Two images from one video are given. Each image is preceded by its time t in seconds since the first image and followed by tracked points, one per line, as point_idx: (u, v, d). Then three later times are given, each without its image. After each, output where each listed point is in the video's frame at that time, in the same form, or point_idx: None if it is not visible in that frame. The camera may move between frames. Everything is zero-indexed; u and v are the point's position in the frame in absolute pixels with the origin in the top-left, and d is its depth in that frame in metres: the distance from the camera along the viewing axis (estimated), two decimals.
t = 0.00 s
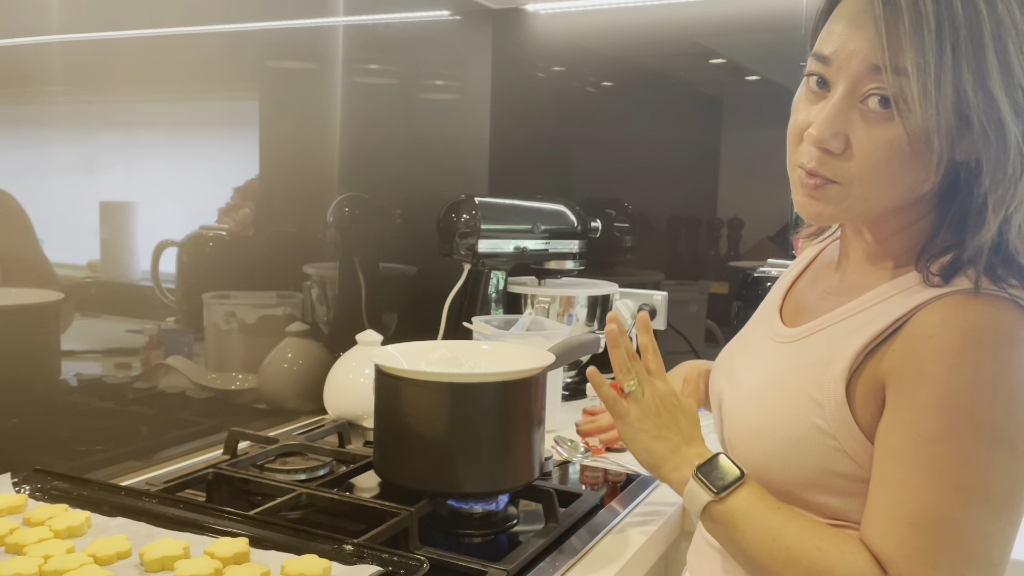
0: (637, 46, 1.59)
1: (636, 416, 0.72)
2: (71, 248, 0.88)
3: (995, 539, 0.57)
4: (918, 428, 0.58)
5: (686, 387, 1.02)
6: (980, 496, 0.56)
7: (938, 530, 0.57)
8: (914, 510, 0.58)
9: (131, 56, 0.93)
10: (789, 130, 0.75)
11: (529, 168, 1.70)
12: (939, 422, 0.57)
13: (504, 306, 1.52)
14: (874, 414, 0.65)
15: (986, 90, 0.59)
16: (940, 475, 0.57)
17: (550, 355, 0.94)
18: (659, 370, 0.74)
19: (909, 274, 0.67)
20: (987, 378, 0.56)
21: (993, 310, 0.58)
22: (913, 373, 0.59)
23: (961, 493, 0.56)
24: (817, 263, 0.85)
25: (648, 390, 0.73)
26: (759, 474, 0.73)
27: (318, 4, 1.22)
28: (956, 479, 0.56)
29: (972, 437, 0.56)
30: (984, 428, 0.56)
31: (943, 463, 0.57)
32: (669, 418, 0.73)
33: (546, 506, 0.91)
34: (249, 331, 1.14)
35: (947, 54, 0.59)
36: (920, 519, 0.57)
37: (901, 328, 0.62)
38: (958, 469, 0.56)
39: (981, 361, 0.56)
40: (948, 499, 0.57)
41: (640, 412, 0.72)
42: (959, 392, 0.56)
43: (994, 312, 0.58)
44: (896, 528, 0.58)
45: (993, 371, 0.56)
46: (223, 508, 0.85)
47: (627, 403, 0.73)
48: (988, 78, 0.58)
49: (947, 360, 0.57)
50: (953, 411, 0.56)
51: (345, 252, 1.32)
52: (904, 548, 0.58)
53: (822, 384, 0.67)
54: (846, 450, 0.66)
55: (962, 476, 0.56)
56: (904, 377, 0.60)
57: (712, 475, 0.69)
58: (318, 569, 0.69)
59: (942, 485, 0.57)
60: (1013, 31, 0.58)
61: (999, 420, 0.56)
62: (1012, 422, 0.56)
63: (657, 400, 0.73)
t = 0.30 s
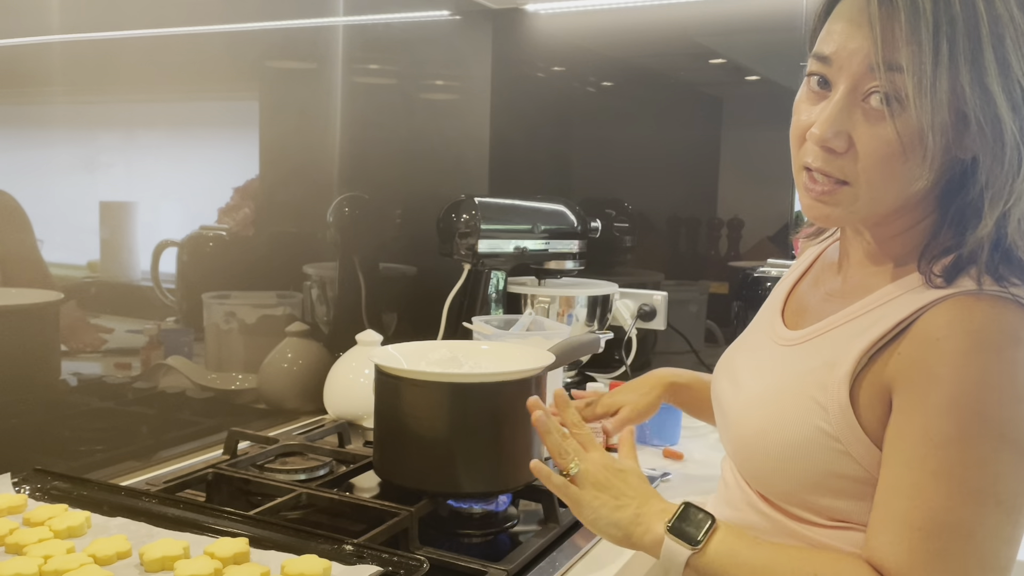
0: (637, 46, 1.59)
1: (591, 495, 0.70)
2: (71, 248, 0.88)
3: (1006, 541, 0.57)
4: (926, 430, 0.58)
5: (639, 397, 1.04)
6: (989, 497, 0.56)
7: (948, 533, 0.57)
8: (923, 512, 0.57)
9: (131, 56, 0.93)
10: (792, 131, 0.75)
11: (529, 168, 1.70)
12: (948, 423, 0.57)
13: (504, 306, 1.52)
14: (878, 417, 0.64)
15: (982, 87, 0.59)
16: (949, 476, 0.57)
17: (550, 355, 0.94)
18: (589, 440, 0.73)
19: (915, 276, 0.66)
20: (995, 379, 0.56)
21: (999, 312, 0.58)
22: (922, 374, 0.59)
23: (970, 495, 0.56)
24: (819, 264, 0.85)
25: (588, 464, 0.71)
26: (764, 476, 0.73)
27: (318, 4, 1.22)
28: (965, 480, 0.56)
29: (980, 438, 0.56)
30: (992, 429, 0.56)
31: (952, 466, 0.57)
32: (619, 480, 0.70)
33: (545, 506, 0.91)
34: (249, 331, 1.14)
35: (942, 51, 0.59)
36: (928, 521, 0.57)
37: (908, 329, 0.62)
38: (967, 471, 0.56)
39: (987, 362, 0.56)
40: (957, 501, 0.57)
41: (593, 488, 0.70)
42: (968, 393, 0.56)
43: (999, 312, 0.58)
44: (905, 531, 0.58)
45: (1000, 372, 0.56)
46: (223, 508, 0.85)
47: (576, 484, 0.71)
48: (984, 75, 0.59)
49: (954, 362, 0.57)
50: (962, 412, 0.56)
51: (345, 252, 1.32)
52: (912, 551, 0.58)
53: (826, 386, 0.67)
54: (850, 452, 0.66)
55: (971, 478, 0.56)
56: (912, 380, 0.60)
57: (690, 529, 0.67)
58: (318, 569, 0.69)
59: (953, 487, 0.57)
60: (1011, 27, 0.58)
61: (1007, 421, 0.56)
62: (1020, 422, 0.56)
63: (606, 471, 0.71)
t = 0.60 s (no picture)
0: (637, 46, 1.59)
1: (608, 413, 0.68)
2: (70, 248, 0.88)
3: (986, 542, 0.57)
4: (915, 426, 0.58)
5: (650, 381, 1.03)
6: (974, 495, 0.56)
7: (931, 528, 0.57)
8: (907, 506, 0.57)
9: (132, 56, 0.93)
10: (798, 127, 0.75)
11: (529, 168, 1.70)
12: (938, 420, 0.57)
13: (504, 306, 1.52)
14: (872, 414, 0.64)
15: (992, 86, 0.59)
16: (934, 472, 0.57)
17: (549, 355, 0.94)
18: (617, 357, 0.70)
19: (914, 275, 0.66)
20: (988, 379, 0.56)
21: (994, 310, 0.58)
22: (915, 372, 0.59)
23: (954, 492, 0.56)
24: (819, 263, 0.85)
25: (613, 382, 0.69)
26: (760, 473, 0.73)
27: (318, 4, 1.22)
28: (951, 477, 0.56)
29: (969, 436, 0.56)
30: (982, 428, 0.56)
31: (939, 462, 0.56)
32: (635, 405, 0.69)
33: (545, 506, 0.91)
34: (249, 331, 1.14)
35: (955, 49, 0.59)
36: (910, 515, 0.57)
37: (904, 327, 0.62)
38: (953, 468, 0.56)
39: (981, 361, 0.56)
40: (941, 497, 0.57)
41: (609, 408, 0.69)
42: (960, 392, 0.56)
43: (996, 311, 0.58)
44: (888, 521, 0.58)
45: (993, 371, 0.56)
46: (222, 508, 0.85)
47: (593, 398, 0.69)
48: (995, 74, 0.59)
49: (949, 360, 0.57)
50: (952, 409, 0.56)
51: (345, 252, 1.32)
52: (893, 544, 0.58)
53: (822, 384, 0.67)
54: (845, 449, 0.66)
55: (956, 475, 0.56)
56: (905, 376, 0.60)
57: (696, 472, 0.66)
58: (318, 569, 0.69)
59: (937, 483, 0.57)
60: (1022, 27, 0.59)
61: (999, 420, 0.56)
62: (1012, 422, 0.56)
63: (625, 391, 0.69)
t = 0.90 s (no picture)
0: (637, 45, 1.59)
1: (605, 501, 0.70)
2: (71, 248, 0.88)
3: (1010, 541, 0.57)
4: (926, 434, 0.58)
5: (646, 404, 1.03)
6: (991, 500, 0.56)
7: (952, 537, 0.57)
8: (927, 517, 0.58)
9: (132, 56, 0.93)
10: (791, 138, 0.74)
11: (529, 168, 1.70)
12: (947, 426, 0.57)
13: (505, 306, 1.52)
14: (877, 417, 0.64)
15: (976, 86, 0.59)
16: (950, 480, 0.57)
17: (550, 355, 0.94)
18: (615, 446, 0.73)
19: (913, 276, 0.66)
20: (992, 380, 0.56)
21: (996, 311, 0.58)
22: (918, 375, 0.59)
23: (972, 498, 0.56)
24: (820, 265, 0.85)
25: (610, 471, 0.71)
26: (762, 475, 0.73)
27: (318, 4, 1.22)
28: (966, 483, 0.56)
29: (978, 440, 0.56)
30: (990, 430, 0.56)
31: (953, 470, 0.57)
32: (638, 493, 0.70)
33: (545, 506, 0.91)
34: (248, 331, 1.14)
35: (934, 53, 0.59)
36: (931, 526, 0.57)
37: (905, 329, 0.62)
38: (968, 475, 0.56)
39: (984, 362, 0.56)
40: (959, 504, 0.57)
41: (609, 498, 0.70)
42: (965, 395, 0.56)
43: (994, 313, 0.58)
44: (910, 537, 0.58)
45: (997, 372, 0.56)
46: (223, 508, 0.85)
47: (592, 490, 0.71)
48: (978, 74, 0.59)
49: (950, 363, 0.57)
50: (960, 414, 0.56)
51: (345, 252, 1.32)
52: (918, 557, 0.58)
53: (825, 385, 0.67)
54: (848, 452, 0.66)
55: (971, 480, 0.56)
56: (909, 381, 0.60)
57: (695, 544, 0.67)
58: (318, 569, 0.69)
59: (955, 491, 0.57)
60: (1000, 25, 0.59)
61: (1005, 421, 0.55)
62: (1018, 422, 0.56)
63: (620, 480, 0.71)
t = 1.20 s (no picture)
0: (636, 46, 1.59)
1: (594, 480, 0.70)
2: (71, 248, 0.88)
3: (1001, 545, 0.57)
4: (923, 436, 0.57)
5: (629, 384, 1.04)
6: (985, 503, 0.56)
7: (943, 539, 0.57)
8: (920, 519, 0.57)
9: (132, 56, 0.93)
10: (795, 137, 0.74)
11: (529, 168, 1.70)
12: (945, 429, 0.57)
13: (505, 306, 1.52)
14: (875, 419, 0.65)
15: (984, 88, 0.59)
16: (945, 483, 0.57)
17: (549, 355, 0.94)
18: (610, 422, 0.71)
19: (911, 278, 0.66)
20: (992, 383, 0.56)
21: (996, 314, 0.58)
22: (917, 376, 0.59)
23: (967, 502, 0.56)
24: (820, 263, 0.85)
25: (602, 451, 0.70)
26: (759, 474, 0.73)
27: (318, 4, 1.22)
28: (962, 487, 0.56)
29: (976, 443, 0.56)
30: (988, 434, 0.56)
31: (949, 473, 0.57)
32: (628, 470, 0.70)
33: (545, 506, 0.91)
34: (248, 331, 1.14)
35: (944, 53, 0.59)
36: (923, 528, 0.57)
37: (905, 330, 0.62)
38: (964, 478, 0.56)
39: (984, 365, 0.56)
40: (954, 507, 0.57)
41: (598, 479, 0.70)
42: (965, 398, 0.56)
43: (993, 316, 0.58)
44: (901, 537, 0.58)
45: (996, 376, 0.56)
46: (223, 508, 0.85)
47: (581, 467, 0.70)
48: (986, 77, 0.59)
49: (949, 367, 0.57)
50: (959, 417, 0.56)
51: (345, 252, 1.32)
52: (908, 558, 0.58)
53: (823, 386, 0.67)
54: (846, 453, 0.66)
55: (967, 483, 0.56)
56: (907, 382, 0.60)
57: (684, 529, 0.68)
58: (318, 569, 0.69)
59: (950, 495, 0.57)
60: (1011, 29, 0.59)
61: (1004, 425, 0.56)
62: (1017, 427, 0.56)
63: (610, 458, 0.70)
